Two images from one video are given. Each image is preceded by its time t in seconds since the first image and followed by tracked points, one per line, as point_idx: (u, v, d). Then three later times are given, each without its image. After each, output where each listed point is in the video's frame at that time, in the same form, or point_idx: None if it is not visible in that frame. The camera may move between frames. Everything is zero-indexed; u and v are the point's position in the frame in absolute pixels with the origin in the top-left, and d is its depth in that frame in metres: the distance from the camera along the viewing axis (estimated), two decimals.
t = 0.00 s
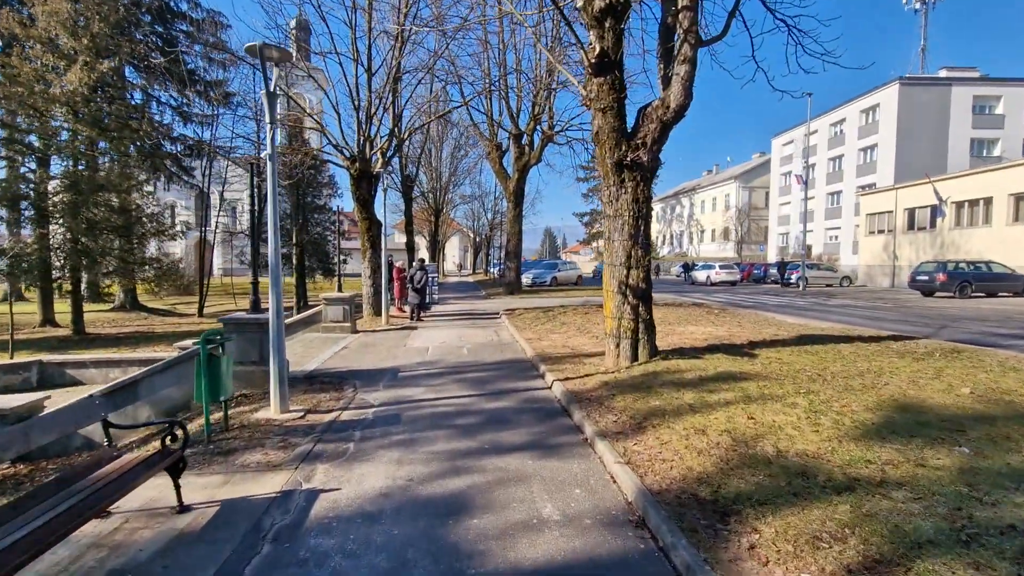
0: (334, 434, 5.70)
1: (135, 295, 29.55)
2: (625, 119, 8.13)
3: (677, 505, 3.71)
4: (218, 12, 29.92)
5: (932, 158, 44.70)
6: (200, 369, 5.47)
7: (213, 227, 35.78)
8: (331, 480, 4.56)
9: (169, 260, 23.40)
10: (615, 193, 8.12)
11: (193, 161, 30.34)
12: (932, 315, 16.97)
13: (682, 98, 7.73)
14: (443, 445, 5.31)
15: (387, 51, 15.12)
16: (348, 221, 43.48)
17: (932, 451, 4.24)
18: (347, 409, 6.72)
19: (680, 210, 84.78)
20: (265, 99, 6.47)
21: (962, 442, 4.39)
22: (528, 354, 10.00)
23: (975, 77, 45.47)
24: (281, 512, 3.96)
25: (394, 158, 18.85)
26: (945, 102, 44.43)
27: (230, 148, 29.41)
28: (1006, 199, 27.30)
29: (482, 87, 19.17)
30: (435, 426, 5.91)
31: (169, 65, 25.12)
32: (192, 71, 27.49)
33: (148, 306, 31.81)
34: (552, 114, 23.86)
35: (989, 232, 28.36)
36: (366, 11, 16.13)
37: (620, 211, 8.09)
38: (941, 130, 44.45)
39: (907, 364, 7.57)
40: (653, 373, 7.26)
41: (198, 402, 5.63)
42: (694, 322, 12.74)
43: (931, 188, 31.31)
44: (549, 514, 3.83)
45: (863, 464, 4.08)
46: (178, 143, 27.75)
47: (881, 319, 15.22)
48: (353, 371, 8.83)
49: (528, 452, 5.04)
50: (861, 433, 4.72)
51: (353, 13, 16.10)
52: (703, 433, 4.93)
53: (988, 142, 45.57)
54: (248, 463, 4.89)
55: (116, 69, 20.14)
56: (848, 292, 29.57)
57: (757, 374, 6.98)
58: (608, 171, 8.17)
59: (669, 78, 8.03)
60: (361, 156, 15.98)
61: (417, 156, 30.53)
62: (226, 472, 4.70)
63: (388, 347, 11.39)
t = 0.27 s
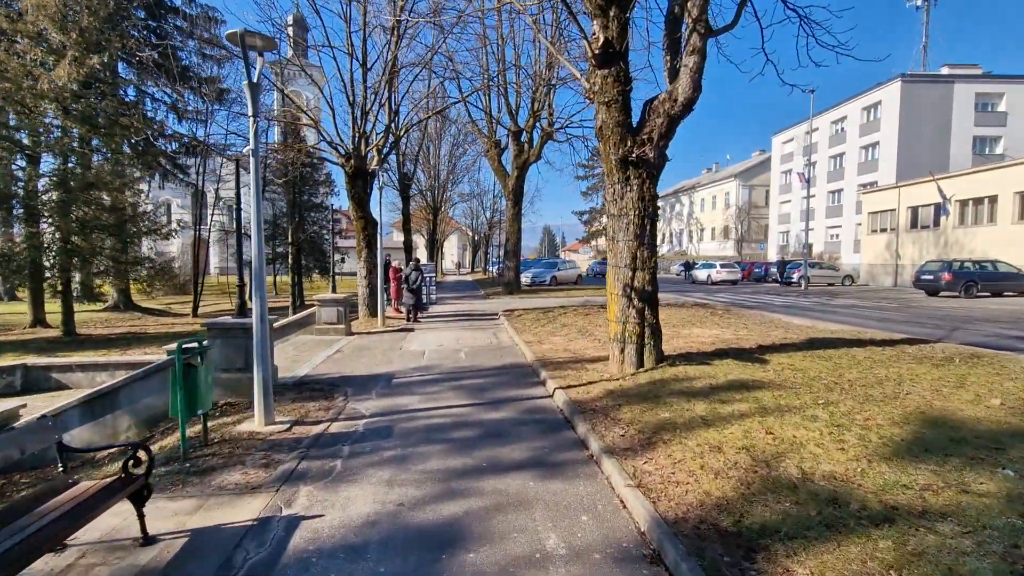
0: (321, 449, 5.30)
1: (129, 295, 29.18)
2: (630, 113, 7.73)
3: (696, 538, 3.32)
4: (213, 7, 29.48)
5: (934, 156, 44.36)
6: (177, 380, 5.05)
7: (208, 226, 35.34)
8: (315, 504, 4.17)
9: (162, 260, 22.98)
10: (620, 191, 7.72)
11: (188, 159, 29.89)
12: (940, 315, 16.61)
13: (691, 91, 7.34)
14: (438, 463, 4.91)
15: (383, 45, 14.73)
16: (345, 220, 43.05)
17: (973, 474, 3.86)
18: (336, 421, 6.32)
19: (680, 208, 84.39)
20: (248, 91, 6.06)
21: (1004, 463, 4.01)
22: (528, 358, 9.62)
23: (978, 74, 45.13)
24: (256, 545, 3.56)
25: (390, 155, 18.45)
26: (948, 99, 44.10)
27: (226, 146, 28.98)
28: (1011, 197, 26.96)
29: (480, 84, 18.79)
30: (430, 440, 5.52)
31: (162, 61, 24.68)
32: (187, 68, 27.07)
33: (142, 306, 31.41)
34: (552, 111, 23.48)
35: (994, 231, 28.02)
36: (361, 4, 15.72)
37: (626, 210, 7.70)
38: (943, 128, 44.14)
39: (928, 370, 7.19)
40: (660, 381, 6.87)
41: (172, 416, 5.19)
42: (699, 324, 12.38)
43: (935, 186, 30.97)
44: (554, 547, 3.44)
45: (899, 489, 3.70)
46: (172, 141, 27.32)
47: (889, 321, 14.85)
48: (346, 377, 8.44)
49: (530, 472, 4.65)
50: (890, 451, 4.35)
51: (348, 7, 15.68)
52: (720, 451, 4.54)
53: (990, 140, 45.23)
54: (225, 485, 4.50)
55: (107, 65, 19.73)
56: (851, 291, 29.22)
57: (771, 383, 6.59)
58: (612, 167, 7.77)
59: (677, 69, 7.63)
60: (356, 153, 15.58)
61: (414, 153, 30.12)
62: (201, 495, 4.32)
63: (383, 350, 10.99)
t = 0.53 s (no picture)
0: (303, 460, 4.87)
1: (123, 294, 28.72)
2: (636, 99, 7.30)
3: (720, 567, 2.90)
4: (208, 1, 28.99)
5: (936, 154, 43.98)
6: (143, 386, 4.56)
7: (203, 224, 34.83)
8: (291, 523, 3.74)
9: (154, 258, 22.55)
10: (625, 182, 7.30)
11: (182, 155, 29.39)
12: (949, 314, 16.20)
13: (700, 75, 6.91)
14: (430, 475, 4.47)
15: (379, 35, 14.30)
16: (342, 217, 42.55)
17: None
18: (322, 427, 5.89)
19: (679, 206, 83.94)
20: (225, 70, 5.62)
21: None
22: (528, 359, 9.19)
23: (981, 71, 44.74)
24: (221, 573, 3.15)
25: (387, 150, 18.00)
26: (951, 96, 43.74)
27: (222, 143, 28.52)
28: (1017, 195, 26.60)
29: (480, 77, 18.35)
30: (422, 448, 5.10)
31: (155, 54, 24.22)
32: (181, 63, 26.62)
33: (136, 305, 30.93)
34: (551, 106, 23.05)
35: (1000, 229, 27.64)
36: None
37: (631, 202, 7.27)
38: (946, 126, 43.79)
39: (951, 372, 6.78)
40: (668, 384, 6.45)
41: (139, 424, 4.71)
42: (704, 324, 11.98)
43: (940, 183, 30.60)
44: None
45: (948, 510, 3.29)
46: (167, 137, 26.84)
47: (898, 320, 14.45)
48: (335, 379, 8.01)
49: (531, 486, 4.22)
50: (930, 465, 3.92)
51: None
52: (740, 464, 4.12)
53: (993, 138, 44.84)
54: (194, 501, 4.07)
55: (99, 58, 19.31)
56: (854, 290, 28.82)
57: (787, 386, 6.18)
58: (617, 156, 7.33)
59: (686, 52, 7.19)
60: (351, 147, 15.13)
61: (412, 150, 29.65)
62: (166, 514, 3.88)
63: (377, 350, 10.55)
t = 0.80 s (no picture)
0: (282, 486, 4.46)
1: (115, 294, 28.24)
2: (643, 92, 6.87)
3: None
4: None
5: (938, 152, 43.63)
6: (104, 406, 4.15)
7: (198, 222, 34.32)
8: (263, 566, 3.32)
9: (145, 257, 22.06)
10: (630, 181, 6.88)
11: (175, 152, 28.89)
12: (958, 316, 15.84)
13: (711, 66, 6.48)
14: (420, 505, 4.06)
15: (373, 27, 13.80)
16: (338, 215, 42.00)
17: None
18: (306, 444, 5.48)
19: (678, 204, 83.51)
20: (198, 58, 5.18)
21: None
22: (527, 366, 8.78)
23: (983, 68, 44.37)
24: None
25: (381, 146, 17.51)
26: (953, 94, 43.35)
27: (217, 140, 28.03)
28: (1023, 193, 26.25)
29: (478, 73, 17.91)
30: (412, 471, 4.69)
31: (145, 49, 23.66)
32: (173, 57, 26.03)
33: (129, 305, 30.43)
34: (551, 102, 22.60)
35: (1004, 228, 27.30)
36: None
37: (637, 201, 6.85)
38: (948, 123, 43.43)
39: (978, 384, 6.38)
40: (677, 397, 6.05)
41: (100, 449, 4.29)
42: (709, 327, 11.57)
43: (944, 181, 30.24)
44: None
45: (1007, 557, 2.88)
46: (160, 134, 26.33)
47: (906, 322, 14.06)
48: (324, 389, 7.58)
49: (533, 518, 3.81)
50: (977, 498, 3.51)
51: None
52: (763, 495, 3.72)
53: (996, 135, 44.51)
54: (157, 537, 3.65)
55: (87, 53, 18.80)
56: (857, 289, 28.46)
57: (805, 400, 5.78)
58: (622, 153, 6.90)
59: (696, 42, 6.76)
60: (345, 144, 14.67)
61: (409, 147, 29.17)
62: (124, 553, 3.47)
63: (370, 356, 10.12)
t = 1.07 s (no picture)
0: (260, 505, 4.02)
1: (108, 295, 27.78)
2: (654, 77, 6.44)
3: None
4: None
5: (940, 152, 43.31)
6: (58, 416, 3.67)
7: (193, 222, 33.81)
8: None
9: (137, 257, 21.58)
10: (640, 171, 6.44)
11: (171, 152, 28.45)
12: (970, 317, 15.43)
13: (728, 49, 6.06)
14: (413, 528, 3.62)
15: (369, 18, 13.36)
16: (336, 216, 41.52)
17: None
18: (291, 456, 5.04)
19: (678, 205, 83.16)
20: (171, 34, 4.75)
21: None
22: (530, 369, 8.34)
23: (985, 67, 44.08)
24: None
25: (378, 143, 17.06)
26: (956, 93, 43.03)
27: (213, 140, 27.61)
28: None
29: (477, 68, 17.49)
30: (405, 488, 4.25)
31: (138, 44, 23.21)
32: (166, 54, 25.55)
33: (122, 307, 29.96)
34: (551, 99, 22.18)
35: (1011, 228, 26.95)
36: None
37: (647, 192, 6.41)
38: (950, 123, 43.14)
39: (1013, 388, 5.95)
40: (693, 403, 5.61)
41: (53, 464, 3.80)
42: (718, 328, 11.14)
43: (949, 180, 29.87)
44: None
45: None
46: (153, 133, 25.89)
47: (918, 323, 13.65)
48: (313, 394, 7.13)
49: (540, 544, 3.37)
50: None
51: None
52: (801, 519, 3.28)
53: (998, 136, 44.22)
54: (112, 568, 3.20)
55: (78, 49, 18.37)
56: (862, 290, 28.07)
57: (832, 407, 5.34)
58: (632, 142, 6.47)
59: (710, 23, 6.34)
60: (340, 140, 14.22)
61: (407, 146, 28.77)
62: None
63: (364, 359, 9.67)
